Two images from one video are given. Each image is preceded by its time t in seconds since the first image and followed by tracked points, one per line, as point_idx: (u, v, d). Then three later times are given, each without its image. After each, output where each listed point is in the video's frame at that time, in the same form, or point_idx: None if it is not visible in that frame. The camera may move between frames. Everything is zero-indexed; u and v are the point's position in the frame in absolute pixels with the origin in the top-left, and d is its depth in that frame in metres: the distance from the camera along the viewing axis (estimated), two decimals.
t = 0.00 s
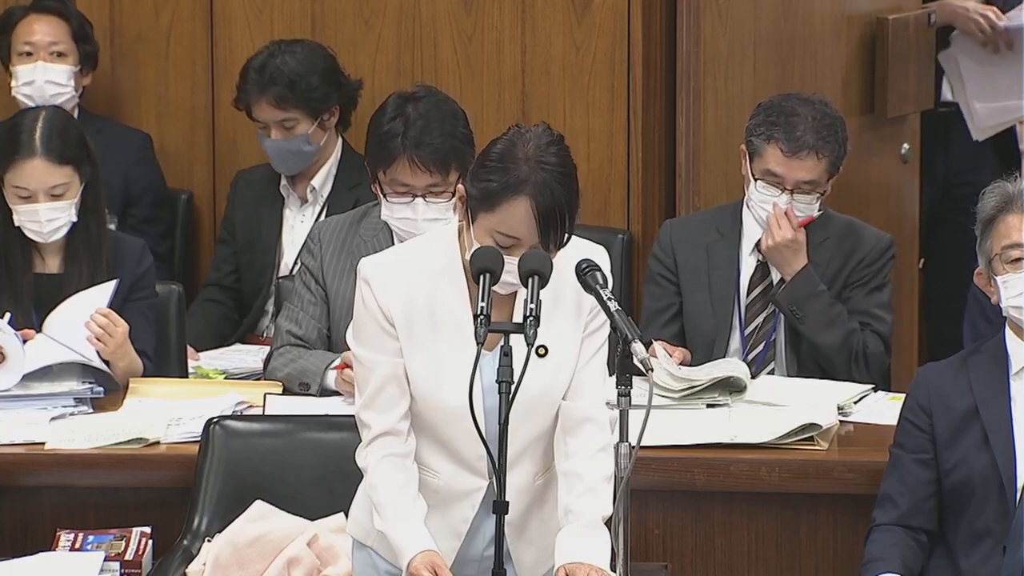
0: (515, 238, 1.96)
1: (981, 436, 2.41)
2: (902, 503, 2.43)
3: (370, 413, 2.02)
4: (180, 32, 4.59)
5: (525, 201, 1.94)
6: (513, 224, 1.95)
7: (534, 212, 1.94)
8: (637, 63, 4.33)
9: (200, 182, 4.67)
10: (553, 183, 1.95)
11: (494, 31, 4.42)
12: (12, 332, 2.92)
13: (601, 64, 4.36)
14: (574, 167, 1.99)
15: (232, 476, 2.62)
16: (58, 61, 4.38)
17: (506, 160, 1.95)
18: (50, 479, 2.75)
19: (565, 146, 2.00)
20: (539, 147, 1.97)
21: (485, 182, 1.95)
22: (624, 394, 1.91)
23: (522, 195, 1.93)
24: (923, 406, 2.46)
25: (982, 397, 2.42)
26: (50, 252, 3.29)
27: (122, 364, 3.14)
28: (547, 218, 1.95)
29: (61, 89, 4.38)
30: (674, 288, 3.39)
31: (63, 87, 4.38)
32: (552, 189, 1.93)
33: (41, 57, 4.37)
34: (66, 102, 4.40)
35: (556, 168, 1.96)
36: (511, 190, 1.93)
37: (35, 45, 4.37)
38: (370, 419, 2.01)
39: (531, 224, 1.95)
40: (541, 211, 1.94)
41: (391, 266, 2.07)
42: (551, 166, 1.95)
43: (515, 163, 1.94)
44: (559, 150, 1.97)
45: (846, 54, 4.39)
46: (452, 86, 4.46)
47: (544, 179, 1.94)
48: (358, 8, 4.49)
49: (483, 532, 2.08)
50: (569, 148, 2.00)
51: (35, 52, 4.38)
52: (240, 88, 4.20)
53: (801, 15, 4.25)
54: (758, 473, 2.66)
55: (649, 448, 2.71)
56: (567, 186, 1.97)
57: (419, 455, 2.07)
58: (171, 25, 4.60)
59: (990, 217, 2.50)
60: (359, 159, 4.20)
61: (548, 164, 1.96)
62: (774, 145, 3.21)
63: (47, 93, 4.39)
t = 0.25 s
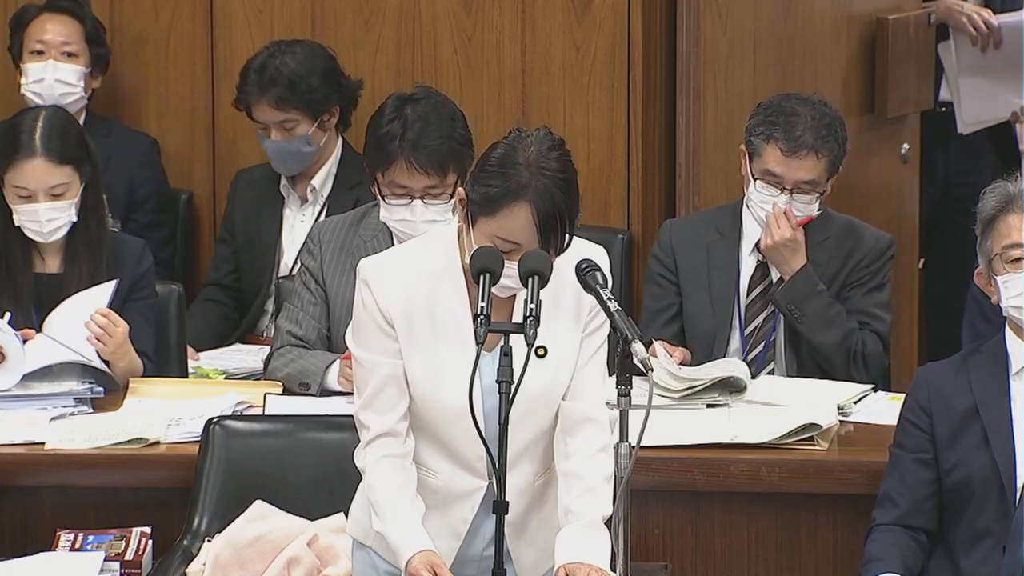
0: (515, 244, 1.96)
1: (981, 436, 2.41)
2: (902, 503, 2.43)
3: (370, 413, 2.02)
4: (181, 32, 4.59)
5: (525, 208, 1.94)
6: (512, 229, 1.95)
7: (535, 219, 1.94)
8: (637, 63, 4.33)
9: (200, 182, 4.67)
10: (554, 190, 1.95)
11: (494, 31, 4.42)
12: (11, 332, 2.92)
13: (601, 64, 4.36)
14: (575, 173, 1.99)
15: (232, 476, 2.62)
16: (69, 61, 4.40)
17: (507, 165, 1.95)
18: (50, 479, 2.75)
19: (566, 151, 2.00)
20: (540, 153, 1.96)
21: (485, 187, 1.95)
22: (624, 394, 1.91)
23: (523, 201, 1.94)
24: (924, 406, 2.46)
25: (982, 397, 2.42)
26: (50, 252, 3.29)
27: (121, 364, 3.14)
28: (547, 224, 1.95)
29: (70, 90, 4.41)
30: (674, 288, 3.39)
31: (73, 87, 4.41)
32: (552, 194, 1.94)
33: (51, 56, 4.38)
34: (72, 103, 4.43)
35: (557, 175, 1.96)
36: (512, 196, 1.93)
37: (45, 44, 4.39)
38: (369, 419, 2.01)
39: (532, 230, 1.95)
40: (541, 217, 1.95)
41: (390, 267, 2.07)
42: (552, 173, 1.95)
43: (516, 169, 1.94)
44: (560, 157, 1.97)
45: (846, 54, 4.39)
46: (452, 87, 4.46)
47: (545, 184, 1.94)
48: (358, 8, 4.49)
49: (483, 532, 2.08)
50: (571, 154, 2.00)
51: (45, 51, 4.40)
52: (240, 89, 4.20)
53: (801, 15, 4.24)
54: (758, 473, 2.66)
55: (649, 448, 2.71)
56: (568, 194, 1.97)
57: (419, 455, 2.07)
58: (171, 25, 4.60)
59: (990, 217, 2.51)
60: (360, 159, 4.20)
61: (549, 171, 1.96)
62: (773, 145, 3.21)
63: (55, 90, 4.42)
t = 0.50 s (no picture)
0: (514, 241, 1.96)
1: (981, 436, 2.41)
2: (901, 503, 2.43)
3: (370, 413, 2.02)
4: (181, 32, 4.59)
5: (525, 206, 1.94)
6: (512, 227, 1.95)
7: (534, 217, 1.94)
8: (637, 63, 4.33)
9: (200, 182, 4.67)
10: (553, 187, 1.95)
11: (494, 31, 4.42)
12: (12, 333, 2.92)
13: (601, 64, 4.36)
14: (574, 171, 1.99)
15: (232, 476, 2.62)
16: (77, 61, 4.42)
17: (505, 163, 1.95)
18: (50, 479, 2.75)
19: (565, 149, 2.00)
20: (539, 151, 1.96)
21: (485, 185, 1.95)
22: (624, 394, 1.91)
23: (522, 200, 1.94)
24: (923, 406, 2.46)
25: (982, 397, 2.42)
26: (50, 252, 3.29)
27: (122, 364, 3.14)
28: (547, 222, 1.95)
29: (76, 91, 4.42)
30: (675, 288, 3.39)
31: (79, 88, 4.43)
32: (552, 193, 1.94)
33: (60, 56, 4.40)
34: (77, 103, 4.45)
35: (556, 172, 1.96)
36: (511, 195, 1.93)
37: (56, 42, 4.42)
38: (369, 419, 2.01)
39: (532, 229, 1.95)
40: (541, 214, 1.94)
41: (390, 267, 2.07)
42: (550, 170, 1.95)
43: (515, 167, 1.94)
44: (559, 154, 1.97)
45: (846, 54, 4.40)
46: (452, 87, 4.46)
47: (544, 183, 1.94)
48: (358, 8, 4.49)
49: (483, 532, 2.08)
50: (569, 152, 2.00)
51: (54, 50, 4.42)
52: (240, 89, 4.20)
53: (801, 15, 4.24)
54: (758, 473, 2.66)
55: (649, 448, 2.71)
56: (567, 191, 1.97)
57: (418, 455, 2.07)
58: (171, 25, 4.60)
59: (990, 217, 2.51)
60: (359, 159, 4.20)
61: (548, 168, 1.96)
62: (773, 145, 3.21)
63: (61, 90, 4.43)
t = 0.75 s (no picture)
0: (511, 254, 1.96)
1: (981, 436, 2.41)
2: (901, 503, 2.43)
3: (369, 413, 2.02)
4: (181, 32, 4.59)
5: (524, 223, 1.94)
6: (510, 240, 1.95)
7: (533, 233, 1.94)
8: (637, 63, 4.33)
9: (200, 182, 4.66)
10: (554, 205, 1.95)
11: (493, 31, 4.42)
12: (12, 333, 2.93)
13: (601, 64, 4.36)
14: (575, 188, 1.99)
15: (232, 476, 2.62)
16: (80, 61, 4.42)
17: (507, 177, 1.94)
18: (50, 479, 2.75)
19: (568, 164, 1.99)
20: (542, 168, 1.96)
21: (485, 199, 1.95)
22: (624, 394, 1.91)
23: (521, 216, 1.94)
24: (923, 406, 2.46)
25: (982, 397, 2.42)
26: (50, 251, 3.29)
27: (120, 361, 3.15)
28: (546, 238, 1.95)
29: (79, 91, 4.43)
30: (675, 288, 3.39)
31: (80, 88, 4.43)
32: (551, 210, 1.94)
33: (62, 56, 4.40)
34: (78, 104, 4.45)
35: (559, 190, 1.95)
36: (511, 211, 1.93)
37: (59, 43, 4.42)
38: (368, 419, 2.01)
39: (529, 243, 1.95)
40: (539, 231, 1.94)
41: (390, 267, 2.07)
42: (552, 188, 1.95)
43: (516, 182, 1.94)
44: (562, 171, 1.97)
45: (846, 54, 4.40)
46: (452, 87, 4.46)
47: (544, 201, 1.94)
48: (358, 8, 4.49)
49: (483, 532, 2.08)
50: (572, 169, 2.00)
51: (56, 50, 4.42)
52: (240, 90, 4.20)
53: (801, 15, 4.25)
54: (758, 473, 2.66)
55: (649, 448, 2.71)
56: (568, 208, 1.97)
57: (418, 456, 2.07)
58: (172, 25, 4.60)
59: (990, 217, 2.50)
60: (359, 159, 4.20)
61: (550, 185, 1.96)
62: (773, 145, 3.21)
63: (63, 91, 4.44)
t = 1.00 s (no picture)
0: (512, 256, 1.96)
1: (980, 436, 2.41)
2: (901, 502, 2.43)
3: (369, 413, 2.02)
4: (182, 32, 4.59)
5: (524, 223, 1.94)
6: (511, 242, 1.95)
7: (534, 234, 1.95)
8: (637, 63, 4.33)
9: (200, 183, 4.66)
10: (555, 205, 1.95)
11: (493, 32, 4.42)
12: None
13: (601, 64, 4.36)
14: (576, 188, 1.98)
15: (232, 476, 2.62)
16: (79, 63, 4.42)
17: (507, 179, 1.94)
18: (49, 479, 2.75)
19: (569, 164, 1.99)
20: (542, 167, 1.96)
21: (485, 201, 1.95)
22: (624, 394, 1.91)
23: (522, 218, 1.94)
24: (923, 406, 2.46)
25: (982, 397, 2.42)
26: (50, 250, 3.29)
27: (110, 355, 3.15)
28: (547, 238, 1.95)
29: (78, 93, 4.43)
30: (675, 288, 3.39)
31: (80, 90, 4.43)
32: (551, 212, 1.94)
33: (62, 57, 4.40)
34: (78, 105, 4.45)
35: (559, 190, 1.95)
36: (511, 212, 1.94)
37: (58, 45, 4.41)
38: (368, 420, 2.01)
39: (530, 245, 1.95)
40: (539, 232, 1.95)
41: (390, 267, 2.07)
42: (553, 188, 1.95)
43: (516, 184, 1.94)
44: (562, 171, 1.97)
45: (846, 53, 4.40)
46: (452, 87, 4.46)
47: (543, 202, 1.94)
48: (358, 9, 4.49)
49: (482, 533, 2.08)
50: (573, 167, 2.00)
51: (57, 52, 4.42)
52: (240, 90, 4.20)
53: (801, 15, 4.25)
54: (758, 473, 2.66)
55: (649, 448, 2.71)
56: (568, 209, 1.97)
57: (418, 456, 2.07)
58: (172, 25, 4.60)
59: (990, 217, 2.50)
60: (359, 159, 4.20)
61: (551, 185, 1.95)
62: (771, 144, 3.21)
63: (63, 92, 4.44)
